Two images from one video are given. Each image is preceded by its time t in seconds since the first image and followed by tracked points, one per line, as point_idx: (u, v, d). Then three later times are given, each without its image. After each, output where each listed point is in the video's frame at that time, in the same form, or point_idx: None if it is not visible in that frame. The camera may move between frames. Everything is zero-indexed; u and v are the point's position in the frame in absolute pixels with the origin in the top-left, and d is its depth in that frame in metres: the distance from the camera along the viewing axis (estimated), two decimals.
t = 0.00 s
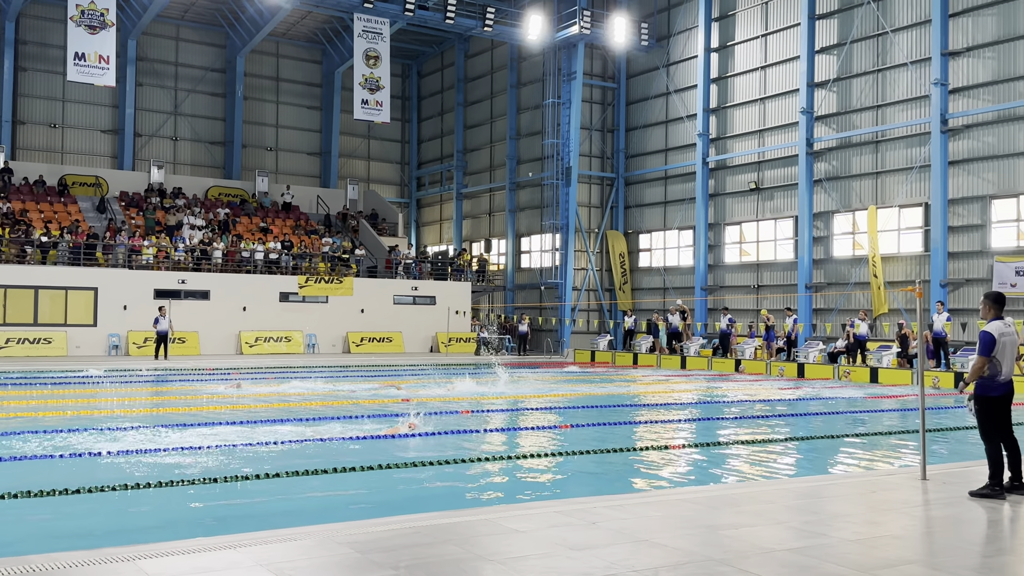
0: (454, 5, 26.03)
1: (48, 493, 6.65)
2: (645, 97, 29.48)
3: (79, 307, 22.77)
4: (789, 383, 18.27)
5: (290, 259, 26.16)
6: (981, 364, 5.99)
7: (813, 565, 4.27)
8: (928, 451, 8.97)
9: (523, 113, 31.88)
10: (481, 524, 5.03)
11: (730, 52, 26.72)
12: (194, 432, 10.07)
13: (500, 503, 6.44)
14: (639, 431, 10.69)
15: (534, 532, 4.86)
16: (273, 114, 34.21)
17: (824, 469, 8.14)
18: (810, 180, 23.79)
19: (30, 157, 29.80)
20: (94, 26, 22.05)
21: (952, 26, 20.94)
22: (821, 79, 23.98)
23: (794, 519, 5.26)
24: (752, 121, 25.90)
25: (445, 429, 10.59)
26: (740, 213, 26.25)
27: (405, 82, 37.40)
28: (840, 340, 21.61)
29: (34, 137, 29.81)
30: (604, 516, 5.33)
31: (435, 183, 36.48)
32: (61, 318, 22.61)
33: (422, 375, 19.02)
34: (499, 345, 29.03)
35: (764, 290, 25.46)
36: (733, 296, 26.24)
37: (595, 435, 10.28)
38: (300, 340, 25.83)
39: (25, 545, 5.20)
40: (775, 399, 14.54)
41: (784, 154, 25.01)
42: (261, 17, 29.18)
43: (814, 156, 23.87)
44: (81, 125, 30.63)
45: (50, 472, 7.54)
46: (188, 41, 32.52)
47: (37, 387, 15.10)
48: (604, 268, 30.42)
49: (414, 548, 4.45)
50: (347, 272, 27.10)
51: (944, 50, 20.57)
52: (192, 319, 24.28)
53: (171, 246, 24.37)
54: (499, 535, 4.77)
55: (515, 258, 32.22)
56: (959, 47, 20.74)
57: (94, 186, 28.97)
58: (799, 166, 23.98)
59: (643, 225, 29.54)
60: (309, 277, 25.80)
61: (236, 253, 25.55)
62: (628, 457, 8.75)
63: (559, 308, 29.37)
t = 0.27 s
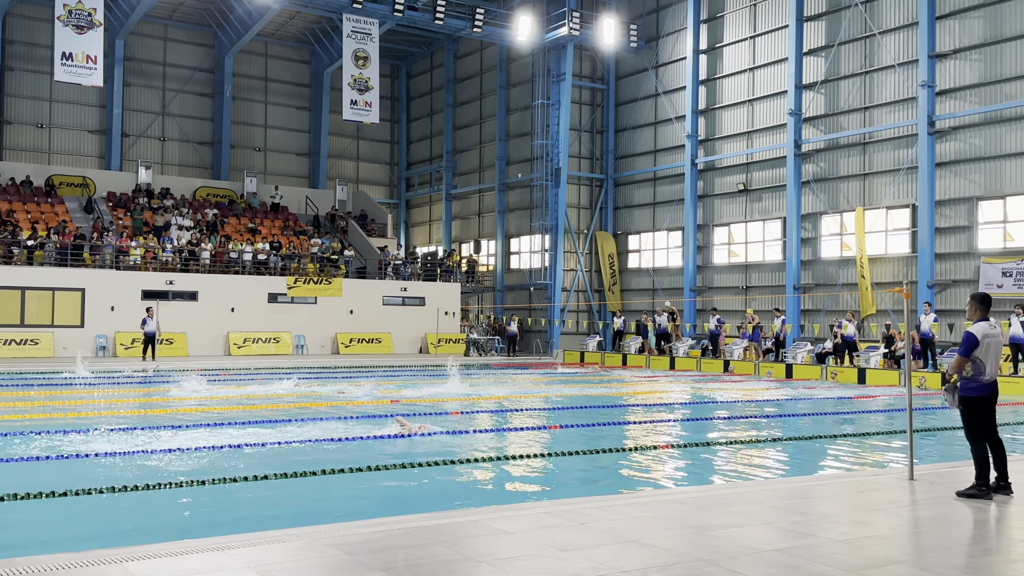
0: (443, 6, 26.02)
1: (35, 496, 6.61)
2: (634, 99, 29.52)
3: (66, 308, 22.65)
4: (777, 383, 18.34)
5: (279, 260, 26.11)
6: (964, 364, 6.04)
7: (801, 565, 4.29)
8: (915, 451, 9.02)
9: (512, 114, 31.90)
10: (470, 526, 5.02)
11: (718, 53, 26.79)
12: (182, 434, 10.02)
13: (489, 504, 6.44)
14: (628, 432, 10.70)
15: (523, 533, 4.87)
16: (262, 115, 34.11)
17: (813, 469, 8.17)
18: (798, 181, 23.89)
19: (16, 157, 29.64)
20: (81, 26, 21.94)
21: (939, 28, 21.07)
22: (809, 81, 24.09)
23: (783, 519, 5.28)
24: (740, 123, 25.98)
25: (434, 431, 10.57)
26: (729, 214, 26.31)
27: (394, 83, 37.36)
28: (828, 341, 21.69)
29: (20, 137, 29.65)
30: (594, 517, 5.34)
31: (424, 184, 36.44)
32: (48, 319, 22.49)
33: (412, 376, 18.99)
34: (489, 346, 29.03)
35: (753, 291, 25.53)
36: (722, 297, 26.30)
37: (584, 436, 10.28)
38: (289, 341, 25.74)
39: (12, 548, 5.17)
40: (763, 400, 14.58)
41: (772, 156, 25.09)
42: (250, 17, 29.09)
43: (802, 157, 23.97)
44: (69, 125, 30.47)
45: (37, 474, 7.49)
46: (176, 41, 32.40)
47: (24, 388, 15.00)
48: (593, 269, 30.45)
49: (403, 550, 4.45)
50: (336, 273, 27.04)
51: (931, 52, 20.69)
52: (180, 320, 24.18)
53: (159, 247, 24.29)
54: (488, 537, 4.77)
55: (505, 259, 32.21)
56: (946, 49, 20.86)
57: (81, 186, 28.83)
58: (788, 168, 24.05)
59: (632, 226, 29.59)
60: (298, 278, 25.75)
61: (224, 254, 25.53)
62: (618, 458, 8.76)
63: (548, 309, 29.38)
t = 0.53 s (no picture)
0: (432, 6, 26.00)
1: (22, 497, 6.57)
2: (623, 100, 29.57)
3: (52, 309, 22.53)
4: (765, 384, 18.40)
5: (267, 261, 26.05)
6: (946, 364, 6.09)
7: (787, 566, 4.31)
8: (902, 452, 9.07)
9: (501, 115, 31.90)
10: (458, 527, 5.02)
11: (706, 55, 26.88)
12: (170, 435, 9.98)
13: (478, 505, 6.45)
14: (617, 433, 10.72)
15: (511, 534, 4.87)
16: (250, 115, 34.01)
17: (800, 470, 8.21)
18: (786, 183, 23.99)
19: (3, 158, 29.46)
20: (68, 26, 21.82)
21: (926, 31, 21.18)
22: (797, 83, 24.19)
23: (770, 520, 5.30)
24: (728, 125, 26.07)
25: (422, 432, 10.56)
26: (717, 216, 26.39)
27: (382, 84, 37.31)
28: (816, 342, 21.78)
29: (7, 137, 29.47)
30: (582, 517, 5.35)
31: (413, 185, 36.42)
32: (35, 320, 22.36)
33: (401, 377, 18.97)
34: (478, 347, 29.04)
35: (741, 292, 25.61)
36: (711, 298, 26.37)
37: (573, 437, 10.29)
38: (277, 342, 25.67)
39: None
40: (751, 400, 14.64)
41: (760, 157, 25.18)
42: (238, 18, 29.04)
43: (789, 159, 24.07)
44: (55, 125, 30.30)
45: (23, 476, 7.45)
46: (164, 41, 32.26)
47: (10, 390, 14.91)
48: (582, 270, 30.47)
49: (390, 551, 4.44)
50: (325, 273, 27.00)
51: (918, 54, 20.80)
52: (167, 321, 24.07)
53: (146, 248, 24.20)
54: (477, 538, 4.77)
55: (494, 260, 32.22)
56: (933, 51, 20.98)
57: (68, 187, 28.68)
58: (775, 169, 24.14)
59: (621, 227, 29.65)
60: (286, 279, 25.70)
61: (212, 254, 25.45)
62: (606, 459, 8.78)
63: (537, 310, 29.38)
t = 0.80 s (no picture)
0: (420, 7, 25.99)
1: (6, 500, 6.53)
2: (611, 101, 29.62)
3: (37, 310, 22.38)
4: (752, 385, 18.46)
5: (253, 262, 25.98)
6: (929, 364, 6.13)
7: (773, 565, 4.32)
8: (888, 453, 9.12)
9: (489, 116, 31.91)
10: (445, 528, 5.02)
11: (694, 57, 26.97)
12: (156, 437, 9.93)
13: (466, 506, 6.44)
14: (605, 434, 10.73)
15: (498, 535, 4.87)
16: (237, 115, 33.89)
17: (786, 470, 8.24)
18: (773, 184, 24.10)
19: None
20: (54, 25, 21.70)
21: (911, 33, 21.32)
22: (783, 85, 24.31)
23: (757, 520, 5.32)
24: (715, 126, 26.16)
25: (410, 433, 10.55)
26: (704, 217, 26.49)
27: (370, 85, 37.26)
28: (802, 343, 21.86)
29: None
30: (569, 518, 5.36)
31: (401, 186, 36.37)
32: (19, 322, 22.21)
33: (389, 378, 18.95)
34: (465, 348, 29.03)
35: (728, 294, 25.70)
36: (698, 300, 26.44)
37: (561, 438, 10.30)
38: (264, 343, 25.58)
39: None
40: (738, 401, 14.69)
41: (747, 159, 25.29)
42: (225, 17, 28.95)
43: (776, 161, 24.18)
44: (41, 125, 30.10)
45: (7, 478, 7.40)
46: (150, 41, 32.11)
47: None
48: (570, 271, 30.49)
49: (377, 553, 4.43)
50: (312, 274, 26.94)
51: (904, 57, 20.93)
52: (153, 322, 23.95)
53: (132, 249, 24.09)
54: (464, 539, 4.77)
55: (482, 261, 32.23)
56: (918, 54, 21.13)
57: (54, 187, 28.51)
58: (762, 171, 24.23)
59: (609, 228, 29.70)
60: (273, 280, 25.63)
61: (199, 255, 25.32)
62: (594, 460, 8.79)
63: (525, 311, 29.39)
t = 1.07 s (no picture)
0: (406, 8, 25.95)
1: None
2: (597, 103, 29.67)
3: (20, 310, 22.22)
4: (737, 386, 18.53)
5: (238, 263, 25.87)
6: (916, 365, 6.16)
7: (757, 566, 4.34)
8: (871, 453, 9.17)
9: (475, 117, 31.91)
10: (430, 530, 5.01)
11: (679, 59, 27.06)
12: (139, 439, 9.86)
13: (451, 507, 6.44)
14: (591, 434, 10.75)
15: (483, 536, 4.87)
16: (222, 116, 33.75)
17: (771, 470, 8.29)
18: (757, 186, 24.20)
19: None
20: (37, 25, 21.54)
21: (895, 36, 21.46)
22: (767, 87, 24.43)
23: (741, 520, 5.34)
24: (701, 128, 26.25)
25: (395, 434, 10.53)
26: (690, 218, 26.58)
27: (356, 85, 37.19)
28: (787, 344, 21.93)
29: None
30: (554, 519, 5.36)
31: (387, 187, 36.31)
32: (1, 323, 22.03)
33: (374, 380, 18.91)
34: (451, 349, 29.00)
35: (713, 295, 25.78)
36: (684, 300, 26.51)
37: (547, 439, 10.31)
38: (249, 344, 25.49)
39: None
40: (723, 402, 14.74)
41: (732, 161, 25.38)
42: (210, 17, 28.80)
43: (760, 162, 24.29)
44: (24, 124, 29.88)
45: None
46: (134, 41, 31.93)
47: None
48: (556, 272, 30.51)
49: (361, 554, 4.42)
50: (297, 275, 26.88)
51: (887, 59, 21.06)
52: (137, 323, 23.80)
53: (115, 250, 23.97)
54: (448, 540, 4.77)
55: (468, 262, 32.22)
56: (901, 56, 21.27)
57: (37, 187, 28.29)
58: (747, 172, 24.33)
59: (595, 229, 29.75)
60: (258, 281, 25.53)
61: (183, 256, 25.14)
62: (580, 460, 8.80)
63: (511, 312, 29.40)
